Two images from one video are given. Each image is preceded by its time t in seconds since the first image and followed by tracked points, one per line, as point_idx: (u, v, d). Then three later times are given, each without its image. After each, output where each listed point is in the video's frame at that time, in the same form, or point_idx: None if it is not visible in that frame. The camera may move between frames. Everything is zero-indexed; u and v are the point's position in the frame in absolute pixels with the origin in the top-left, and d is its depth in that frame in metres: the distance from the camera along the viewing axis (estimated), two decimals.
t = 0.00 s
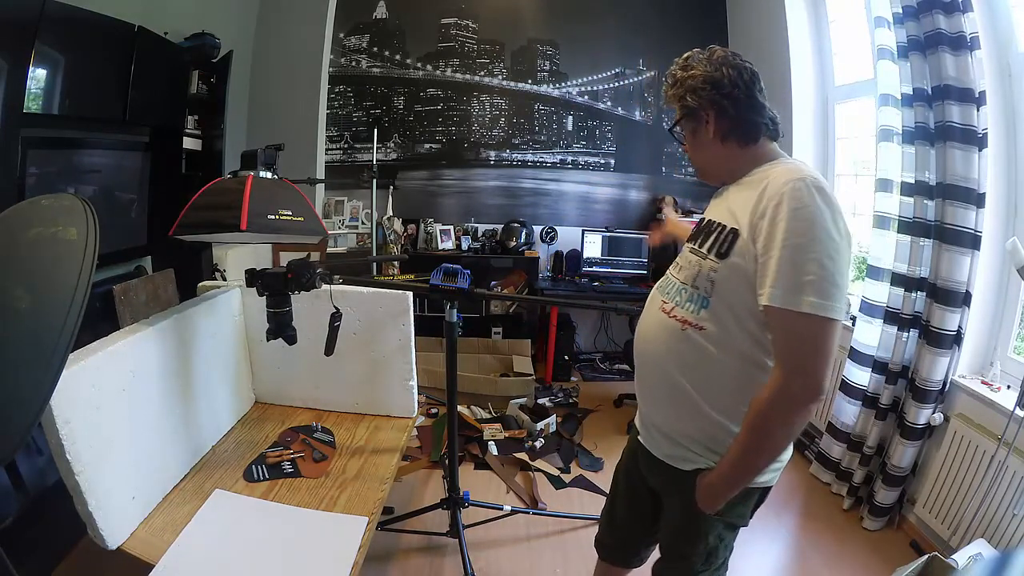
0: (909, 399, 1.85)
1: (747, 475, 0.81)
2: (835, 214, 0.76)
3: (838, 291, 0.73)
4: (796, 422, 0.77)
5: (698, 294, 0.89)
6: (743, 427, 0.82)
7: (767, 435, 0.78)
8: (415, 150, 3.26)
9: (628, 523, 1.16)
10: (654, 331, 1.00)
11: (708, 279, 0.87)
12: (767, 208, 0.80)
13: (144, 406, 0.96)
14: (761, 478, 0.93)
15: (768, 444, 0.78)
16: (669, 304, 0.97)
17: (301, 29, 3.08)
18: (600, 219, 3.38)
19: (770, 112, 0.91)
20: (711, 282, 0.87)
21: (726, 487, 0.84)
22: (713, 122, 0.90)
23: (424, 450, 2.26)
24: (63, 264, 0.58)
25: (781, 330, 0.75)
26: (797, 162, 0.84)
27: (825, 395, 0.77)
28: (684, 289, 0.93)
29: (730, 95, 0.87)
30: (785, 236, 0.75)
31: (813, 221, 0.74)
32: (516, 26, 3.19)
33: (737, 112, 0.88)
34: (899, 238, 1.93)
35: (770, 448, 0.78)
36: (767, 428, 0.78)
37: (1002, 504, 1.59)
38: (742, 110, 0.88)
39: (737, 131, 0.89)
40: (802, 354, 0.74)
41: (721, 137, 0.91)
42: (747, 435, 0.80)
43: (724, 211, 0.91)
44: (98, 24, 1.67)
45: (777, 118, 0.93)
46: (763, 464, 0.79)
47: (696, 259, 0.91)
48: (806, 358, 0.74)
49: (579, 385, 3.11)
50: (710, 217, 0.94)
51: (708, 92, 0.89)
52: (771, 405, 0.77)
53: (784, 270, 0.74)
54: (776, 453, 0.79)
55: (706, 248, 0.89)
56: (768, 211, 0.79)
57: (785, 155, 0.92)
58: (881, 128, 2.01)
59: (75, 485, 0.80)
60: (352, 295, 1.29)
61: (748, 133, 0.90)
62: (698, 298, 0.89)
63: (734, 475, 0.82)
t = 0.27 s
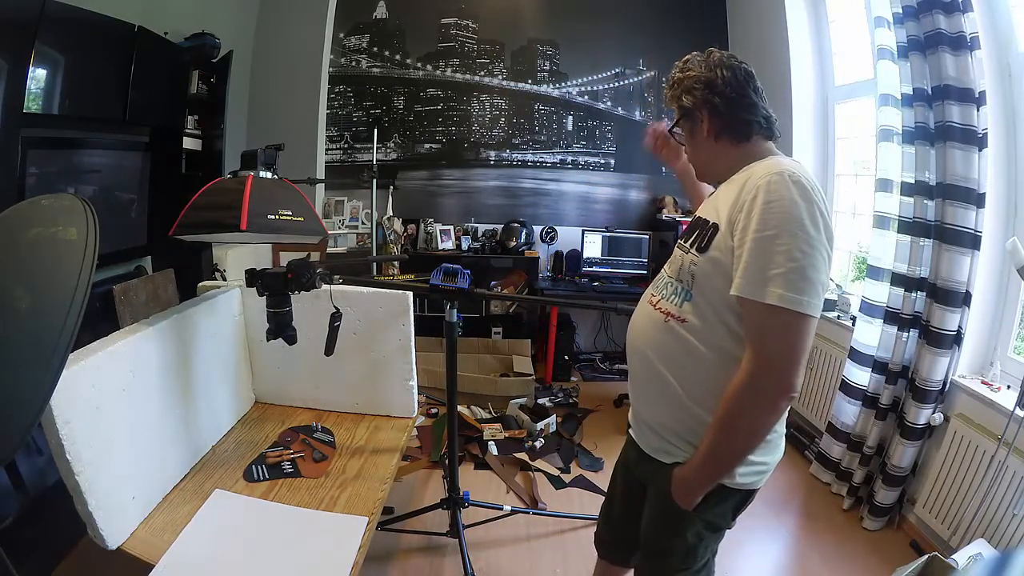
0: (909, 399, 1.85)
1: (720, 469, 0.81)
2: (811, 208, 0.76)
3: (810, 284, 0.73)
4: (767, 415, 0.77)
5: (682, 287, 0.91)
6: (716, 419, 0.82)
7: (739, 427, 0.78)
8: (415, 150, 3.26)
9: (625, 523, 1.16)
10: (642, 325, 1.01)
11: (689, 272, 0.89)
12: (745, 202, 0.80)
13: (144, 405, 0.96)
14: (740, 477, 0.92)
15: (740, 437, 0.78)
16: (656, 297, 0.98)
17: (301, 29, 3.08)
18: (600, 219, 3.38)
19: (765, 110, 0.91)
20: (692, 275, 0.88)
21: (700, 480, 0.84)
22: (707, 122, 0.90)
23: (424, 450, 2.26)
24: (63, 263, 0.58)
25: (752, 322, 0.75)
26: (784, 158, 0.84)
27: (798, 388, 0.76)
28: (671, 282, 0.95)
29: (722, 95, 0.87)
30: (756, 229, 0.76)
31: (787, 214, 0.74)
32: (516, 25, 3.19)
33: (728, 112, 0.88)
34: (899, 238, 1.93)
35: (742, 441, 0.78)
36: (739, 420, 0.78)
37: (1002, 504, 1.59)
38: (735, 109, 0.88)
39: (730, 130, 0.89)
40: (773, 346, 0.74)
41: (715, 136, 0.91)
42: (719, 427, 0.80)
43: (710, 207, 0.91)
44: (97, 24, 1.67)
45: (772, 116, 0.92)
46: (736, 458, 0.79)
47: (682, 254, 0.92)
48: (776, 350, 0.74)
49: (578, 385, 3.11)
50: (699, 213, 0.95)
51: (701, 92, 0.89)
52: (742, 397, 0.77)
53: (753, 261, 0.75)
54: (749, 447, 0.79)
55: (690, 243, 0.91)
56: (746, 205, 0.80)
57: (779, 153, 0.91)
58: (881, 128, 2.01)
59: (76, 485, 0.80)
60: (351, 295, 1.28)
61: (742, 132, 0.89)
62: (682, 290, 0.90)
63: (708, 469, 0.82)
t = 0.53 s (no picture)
0: (909, 399, 1.85)
1: (716, 468, 0.81)
2: (809, 208, 0.76)
3: (808, 285, 0.73)
4: (764, 415, 0.77)
5: (680, 286, 0.90)
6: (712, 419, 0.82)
7: (735, 426, 0.78)
8: (415, 150, 3.26)
9: (623, 523, 1.15)
10: (640, 324, 1.01)
11: (686, 271, 0.89)
12: (743, 202, 0.80)
13: (144, 406, 0.96)
14: (739, 477, 0.92)
15: (736, 436, 0.78)
16: (653, 296, 0.98)
17: (301, 29, 3.08)
18: (600, 219, 3.38)
19: (764, 110, 0.90)
20: (689, 274, 0.88)
21: (696, 480, 0.84)
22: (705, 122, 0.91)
23: (424, 450, 2.26)
24: (64, 263, 0.58)
25: (749, 321, 0.76)
26: (781, 158, 0.84)
27: (794, 388, 0.76)
28: (668, 281, 0.94)
29: (720, 95, 0.87)
30: (754, 228, 0.75)
31: (785, 213, 0.74)
32: (516, 26, 3.19)
33: (726, 111, 0.88)
34: (899, 238, 1.93)
35: (738, 441, 0.78)
36: (735, 420, 0.78)
37: (1002, 504, 1.59)
38: (733, 109, 0.88)
39: (728, 130, 0.89)
40: (769, 345, 0.74)
41: (713, 136, 0.91)
42: (715, 426, 0.80)
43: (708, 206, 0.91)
44: (98, 24, 1.67)
45: (771, 116, 0.92)
46: (732, 458, 0.79)
47: (679, 254, 0.92)
48: (773, 349, 0.74)
49: (578, 385, 3.11)
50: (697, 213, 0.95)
51: (700, 92, 0.89)
52: (739, 396, 0.77)
53: (751, 260, 0.75)
54: (745, 446, 0.79)
55: (687, 243, 0.91)
56: (743, 204, 0.80)
57: (777, 152, 0.91)
58: (881, 128, 2.01)
59: (76, 485, 0.80)
60: (351, 295, 1.29)
61: (740, 132, 0.89)
62: (680, 289, 0.90)
63: (703, 467, 0.82)
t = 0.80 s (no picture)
0: (909, 399, 1.85)
1: (723, 471, 0.81)
2: (815, 210, 0.76)
3: (817, 287, 0.73)
4: (772, 418, 0.77)
5: (684, 288, 0.90)
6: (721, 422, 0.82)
7: (743, 429, 0.78)
8: (415, 150, 3.26)
9: (623, 523, 1.15)
10: (641, 325, 1.00)
11: (691, 273, 0.89)
12: (748, 204, 0.80)
13: (145, 406, 0.96)
14: (742, 477, 0.92)
15: (744, 440, 0.78)
16: (654, 298, 0.98)
17: (301, 29, 3.08)
18: (600, 219, 3.38)
19: (762, 109, 0.91)
20: (694, 276, 0.88)
21: (703, 482, 0.84)
22: (704, 119, 0.90)
23: (424, 450, 2.26)
24: (63, 263, 0.58)
25: (758, 324, 0.76)
26: (783, 158, 0.84)
27: (802, 391, 0.76)
28: (670, 284, 0.94)
29: (719, 92, 0.88)
30: (762, 230, 0.75)
31: (792, 215, 0.74)
32: (516, 25, 3.19)
33: (726, 109, 0.88)
34: (899, 238, 1.93)
35: (747, 444, 0.78)
36: (743, 423, 0.78)
37: (1002, 504, 1.59)
38: (732, 106, 0.88)
39: (727, 128, 0.89)
40: (778, 348, 0.74)
41: (711, 134, 0.91)
42: (724, 429, 0.80)
43: (711, 207, 0.91)
44: (98, 24, 1.67)
45: (770, 115, 0.92)
46: (740, 461, 0.79)
47: (682, 256, 0.92)
48: (782, 352, 0.74)
49: (579, 385, 3.11)
50: (698, 214, 0.95)
51: (699, 89, 0.89)
52: (748, 399, 0.77)
53: (760, 263, 0.74)
54: (753, 450, 0.78)
55: (690, 244, 0.91)
56: (749, 206, 0.80)
57: (776, 151, 0.92)
58: (881, 128, 2.01)
59: (75, 485, 0.80)
60: (351, 295, 1.29)
61: (739, 131, 0.89)
62: (684, 292, 0.90)
63: (712, 471, 0.82)
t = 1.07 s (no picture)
0: (910, 399, 1.85)
1: (726, 472, 0.81)
2: (818, 210, 0.76)
3: (821, 288, 0.73)
4: (776, 419, 0.77)
5: (687, 289, 0.90)
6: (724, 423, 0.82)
7: (746, 431, 0.78)
8: (415, 150, 3.26)
9: (623, 523, 1.15)
10: (643, 326, 1.00)
11: (693, 275, 0.89)
12: (752, 204, 0.80)
13: (145, 406, 0.96)
14: (742, 478, 0.92)
15: (748, 440, 0.78)
16: (656, 299, 0.98)
17: (301, 29, 3.08)
18: (600, 219, 3.38)
19: (761, 109, 0.91)
20: (696, 277, 0.88)
21: (705, 483, 0.84)
22: (703, 120, 0.90)
23: (424, 450, 2.26)
24: (63, 263, 0.58)
25: (762, 325, 0.76)
26: (785, 158, 0.84)
27: (805, 392, 0.76)
28: (672, 285, 0.94)
29: (718, 93, 0.88)
30: (766, 231, 0.75)
31: (796, 216, 0.74)
32: (516, 25, 3.19)
33: (725, 110, 0.88)
34: (899, 238, 1.93)
35: (750, 445, 0.78)
36: (746, 424, 0.78)
37: (1002, 504, 1.59)
38: (732, 106, 0.88)
39: (727, 129, 0.89)
40: (783, 349, 0.74)
41: (711, 135, 0.91)
42: (727, 429, 0.80)
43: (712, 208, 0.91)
44: (98, 24, 1.67)
45: (769, 115, 0.92)
46: (743, 462, 0.79)
47: (684, 257, 0.91)
48: (786, 352, 0.74)
49: (579, 385, 3.11)
50: (699, 215, 0.94)
51: (697, 91, 0.90)
52: (751, 400, 0.77)
53: (764, 264, 0.74)
54: (756, 450, 0.78)
55: (693, 245, 0.91)
56: (752, 207, 0.80)
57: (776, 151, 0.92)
58: (881, 128, 2.01)
59: (75, 485, 0.80)
60: (351, 295, 1.28)
61: (739, 131, 0.89)
62: (686, 293, 0.90)
63: (714, 471, 0.82)
